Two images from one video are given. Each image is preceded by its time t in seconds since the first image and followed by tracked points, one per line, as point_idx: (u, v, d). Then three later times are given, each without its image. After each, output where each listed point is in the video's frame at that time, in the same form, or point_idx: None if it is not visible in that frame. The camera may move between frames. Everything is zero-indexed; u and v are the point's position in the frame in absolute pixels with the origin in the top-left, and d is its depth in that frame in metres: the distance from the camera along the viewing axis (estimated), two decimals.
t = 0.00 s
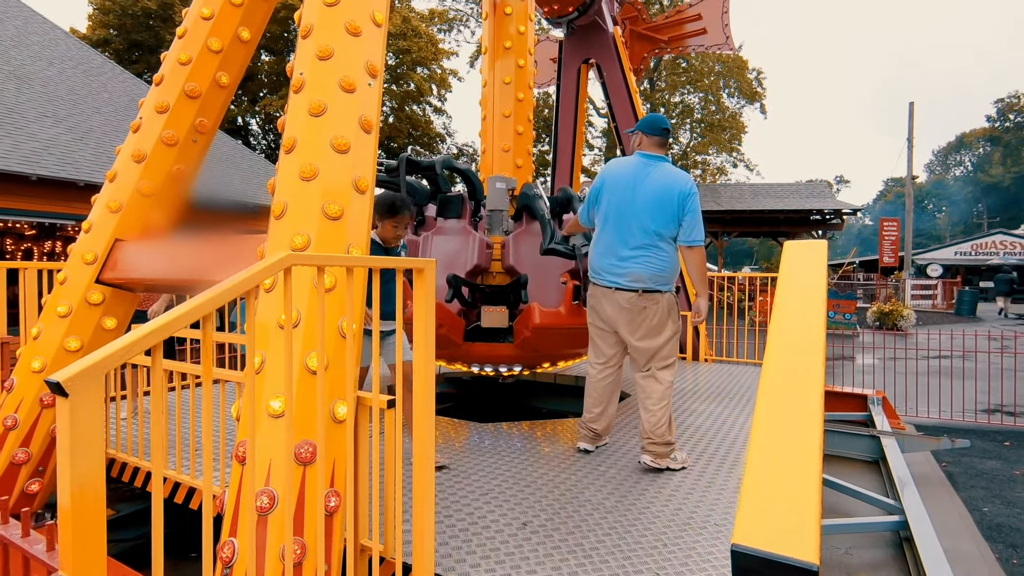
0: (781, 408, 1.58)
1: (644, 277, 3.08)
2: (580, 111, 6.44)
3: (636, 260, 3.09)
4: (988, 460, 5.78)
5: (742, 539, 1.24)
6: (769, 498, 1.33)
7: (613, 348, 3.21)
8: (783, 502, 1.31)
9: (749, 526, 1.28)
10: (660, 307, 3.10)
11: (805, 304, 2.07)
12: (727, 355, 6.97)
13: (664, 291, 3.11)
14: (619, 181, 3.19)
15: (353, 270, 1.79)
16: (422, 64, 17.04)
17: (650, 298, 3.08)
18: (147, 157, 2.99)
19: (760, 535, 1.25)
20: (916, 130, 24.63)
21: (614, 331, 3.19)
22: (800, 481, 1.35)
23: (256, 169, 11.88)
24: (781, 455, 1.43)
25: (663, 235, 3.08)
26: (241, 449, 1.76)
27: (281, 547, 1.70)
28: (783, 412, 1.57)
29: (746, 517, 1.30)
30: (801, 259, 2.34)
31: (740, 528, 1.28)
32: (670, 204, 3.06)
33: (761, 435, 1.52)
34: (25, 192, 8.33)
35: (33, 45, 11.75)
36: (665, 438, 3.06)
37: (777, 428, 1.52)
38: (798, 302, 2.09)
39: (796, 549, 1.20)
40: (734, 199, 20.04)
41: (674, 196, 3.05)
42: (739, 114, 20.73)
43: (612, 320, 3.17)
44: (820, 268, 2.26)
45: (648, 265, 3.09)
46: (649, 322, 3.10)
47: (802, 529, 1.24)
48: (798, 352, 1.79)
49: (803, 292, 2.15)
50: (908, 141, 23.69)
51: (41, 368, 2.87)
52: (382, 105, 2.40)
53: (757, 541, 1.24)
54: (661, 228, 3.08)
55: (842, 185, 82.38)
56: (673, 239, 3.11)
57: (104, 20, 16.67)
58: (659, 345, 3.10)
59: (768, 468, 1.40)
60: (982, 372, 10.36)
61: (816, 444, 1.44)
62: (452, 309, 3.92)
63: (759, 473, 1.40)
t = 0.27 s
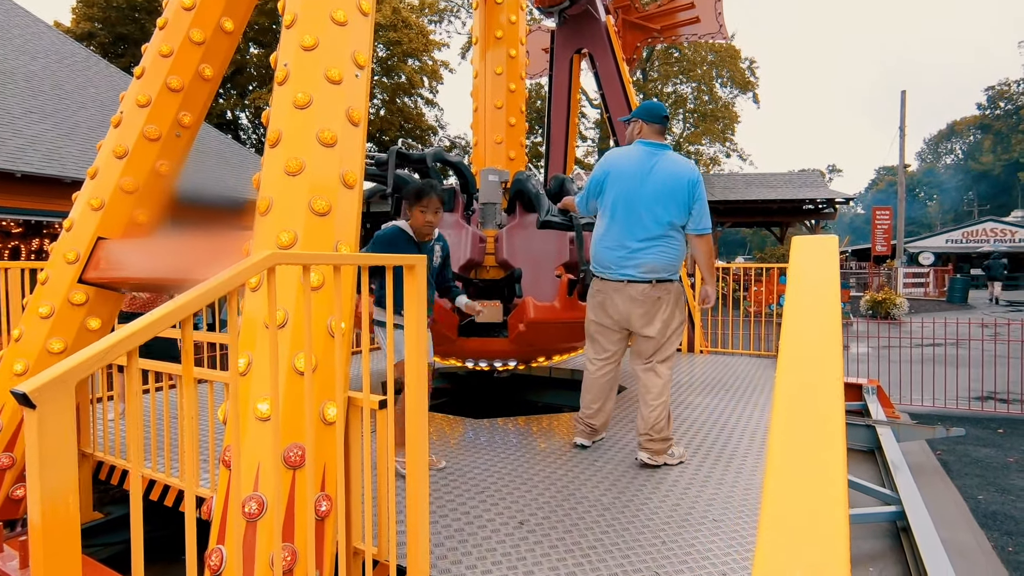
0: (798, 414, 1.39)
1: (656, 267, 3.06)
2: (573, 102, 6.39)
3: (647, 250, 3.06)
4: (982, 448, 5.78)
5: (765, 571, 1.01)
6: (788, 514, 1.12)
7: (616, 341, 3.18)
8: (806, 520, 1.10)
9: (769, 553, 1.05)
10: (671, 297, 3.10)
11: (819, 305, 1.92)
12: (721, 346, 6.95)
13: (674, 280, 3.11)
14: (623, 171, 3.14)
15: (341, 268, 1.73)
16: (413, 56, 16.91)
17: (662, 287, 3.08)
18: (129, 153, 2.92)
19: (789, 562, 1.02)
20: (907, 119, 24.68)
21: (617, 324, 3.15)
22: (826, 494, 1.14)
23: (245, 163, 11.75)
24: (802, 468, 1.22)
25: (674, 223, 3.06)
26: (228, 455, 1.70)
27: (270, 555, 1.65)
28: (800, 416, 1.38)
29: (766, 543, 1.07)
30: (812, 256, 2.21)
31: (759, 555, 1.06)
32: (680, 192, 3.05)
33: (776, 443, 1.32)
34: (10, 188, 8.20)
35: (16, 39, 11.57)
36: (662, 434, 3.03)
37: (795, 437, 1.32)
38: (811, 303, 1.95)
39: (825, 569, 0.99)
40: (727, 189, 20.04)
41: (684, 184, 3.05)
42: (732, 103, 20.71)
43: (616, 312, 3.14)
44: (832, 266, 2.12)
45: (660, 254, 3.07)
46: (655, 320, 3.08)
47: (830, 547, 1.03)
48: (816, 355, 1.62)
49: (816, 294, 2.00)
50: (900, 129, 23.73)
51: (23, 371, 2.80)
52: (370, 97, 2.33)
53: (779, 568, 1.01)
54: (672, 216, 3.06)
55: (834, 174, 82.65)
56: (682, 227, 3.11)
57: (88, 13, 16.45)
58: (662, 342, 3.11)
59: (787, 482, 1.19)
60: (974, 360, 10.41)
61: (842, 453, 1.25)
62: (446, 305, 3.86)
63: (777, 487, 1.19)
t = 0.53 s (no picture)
0: (794, 407, 1.38)
1: (661, 257, 3.04)
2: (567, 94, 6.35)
3: (650, 240, 3.04)
4: (974, 436, 5.82)
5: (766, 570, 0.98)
6: (787, 509, 1.10)
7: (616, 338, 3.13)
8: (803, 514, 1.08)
9: (767, 550, 1.03)
10: (673, 288, 3.10)
11: (814, 297, 1.91)
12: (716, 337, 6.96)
13: (676, 269, 3.10)
14: (620, 162, 3.12)
15: (332, 265, 1.71)
16: (404, 49, 16.80)
17: (668, 277, 3.07)
18: (115, 149, 2.89)
19: (789, 560, 1.00)
20: (899, 109, 24.77)
21: (619, 322, 3.10)
22: (824, 491, 1.12)
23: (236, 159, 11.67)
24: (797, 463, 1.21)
25: (674, 211, 3.06)
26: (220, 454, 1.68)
27: (264, 554, 1.65)
28: (797, 411, 1.36)
29: (762, 539, 1.05)
30: (807, 249, 2.20)
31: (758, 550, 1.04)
32: (678, 181, 3.05)
33: (773, 438, 1.30)
34: None
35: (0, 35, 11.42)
36: (658, 429, 3.03)
37: (791, 430, 1.31)
38: (805, 295, 1.94)
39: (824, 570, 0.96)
40: (720, 180, 20.05)
41: (681, 173, 3.06)
42: (724, 95, 20.68)
43: (618, 308, 3.09)
44: (828, 258, 2.11)
45: (663, 244, 3.06)
46: (658, 319, 3.07)
47: (830, 547, 1.01)
48: (811, 348, 1.60)
49: (812, 287, 1.99)
50: (892, 120, 23.79)
51: (12, 372, 2.78)
52: (359, 91, 2.31)
53: (780, 569, 0.98)
54: (672, 204, 3.06)
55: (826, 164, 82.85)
56: (681, 215, 3.12)
57: (74, 7, 16.26)
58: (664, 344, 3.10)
59: (783, 476, 1.18)
60: (967, 348, 10.47)
61: (839, 447, 1.24)
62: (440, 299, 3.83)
63: (773, 481, 1.17)
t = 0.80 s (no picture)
0: (785, 403, 1.39)
1: (660, 251, 3.07)
2: (563, 89, 6.35)
3: (648, 235, 3.07)
4: (966, 427, 5.88)
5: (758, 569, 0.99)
6: (776, 506, 1.12)
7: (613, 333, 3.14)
8: (790, 510, 1.10)
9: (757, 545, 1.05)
10: (669, 282, 3.13)
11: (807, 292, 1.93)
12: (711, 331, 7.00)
13: (671, 264, 3.14)
14: (614, 158, 3.13)
15: (331, 261, 1.72)
16: (399, 43, 16.75)
17: (666, 271, 3.10)
18: (111, 146, 2.89)
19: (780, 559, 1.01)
20: (894, 102, 24.84)
21: (617, 317, 3.11)
22: (813, 491, 1.13)
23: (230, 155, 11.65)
24: (790, 455, 1.23)
25: (669, 206, 3.09)
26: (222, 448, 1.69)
27: (266, 548, 1.66)
28: (788, 408, 1.37)
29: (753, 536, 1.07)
30: (799, 244, 2.22)
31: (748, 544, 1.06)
32: (673, 176, 3.08)
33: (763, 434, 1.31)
34: None
35: None
36: (655, 425, 3.06)
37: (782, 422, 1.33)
38: (798, 290, 1.96)
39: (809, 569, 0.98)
40: (716, 175, 20.09)
41: (676, 169, 3.09)
42: (720, 89, 20.69)
43: (614, 302, 3.11)
44: (820, 254, 2.13)
45: (661, 238, 3.09)
46: (655, 312, 3.09)
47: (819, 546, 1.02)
48: (803, 344, 1.62)
49: (804, 284, 2.01)
50: (887, 113, 23.86)
51: (11, 369, 2.79)
52: (356, 87, 2.31)
53: (770, 567, 0.99)
54: (668, 199, 3.09)
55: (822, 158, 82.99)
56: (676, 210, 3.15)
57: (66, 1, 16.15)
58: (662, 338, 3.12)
59: (774, 471, 1.20)
60: (960, 341, 10.56)
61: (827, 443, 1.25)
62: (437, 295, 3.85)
63: (764, 477, 1.19)
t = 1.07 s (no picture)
0: (766, 395, 1.54)
1: (653, 247, 3.10)
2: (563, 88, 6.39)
3: (642, 232, 3.10)
4: (962, 424, 5.94)
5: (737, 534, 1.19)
6: (757, 490, 1.29)
7: (607, 334, 3.19)
8: (763, 483, 1.31)
9: (734, 511, 1.26)
10: (663, 278, 3.16)
11: (789, 279, 2.04)
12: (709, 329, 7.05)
13: (665, 260, 3.17)
14: (609, 155, 3.17)
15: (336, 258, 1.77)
16: (399, 42, 16.76)
17: (660, 267, 3.13)
18: (118, 145, 2.93)
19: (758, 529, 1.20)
20: (893, 101, 24.87)
21: (613, 317, 3.16)
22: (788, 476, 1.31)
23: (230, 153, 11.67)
24: (765, 436, 1.42)
25: (664, 205, 3.14)
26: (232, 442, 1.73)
27: (275, 537, 1.70)
28: (768, 399, 1.53)
29: (730, 504, 1.28)
30: (783, 234, 2.34)
31: (726, 510, 1.27)
32: (666, 174, 3.13)
33: (745, 425, 1.47)
34: None
35: None
36: (652, 421, 3.12)
37: (761, 405, 1.51)
38: (780, 277, 2.07)
39: (776, 534, 1.18)
40: (716, 173, 20.12)
41: (669, 169, 3.16)
42: (720, 87, 20.72)
43: (609, 301, 3.16)
44: (800, 242, 2.24)
45: (655, 235, 3.12)
46: (649, 307, 3.12)
47: (788, 521, 1.21)
48: (785, 332, 1.75)
49: (786, 271, 2.11)
50: (887, 112, 23.90)
51: (19, 364, 2.84)
52: (359, 88, 2.36)
53: (747, 534, 1.20)
54: (663, 197, 3.13)
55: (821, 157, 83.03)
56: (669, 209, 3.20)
57: None
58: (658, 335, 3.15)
59: (752, 450, 1.40)
60: (958, 339, 10.61)
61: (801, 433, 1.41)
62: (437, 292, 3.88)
63: (743, 456, 1.39)
